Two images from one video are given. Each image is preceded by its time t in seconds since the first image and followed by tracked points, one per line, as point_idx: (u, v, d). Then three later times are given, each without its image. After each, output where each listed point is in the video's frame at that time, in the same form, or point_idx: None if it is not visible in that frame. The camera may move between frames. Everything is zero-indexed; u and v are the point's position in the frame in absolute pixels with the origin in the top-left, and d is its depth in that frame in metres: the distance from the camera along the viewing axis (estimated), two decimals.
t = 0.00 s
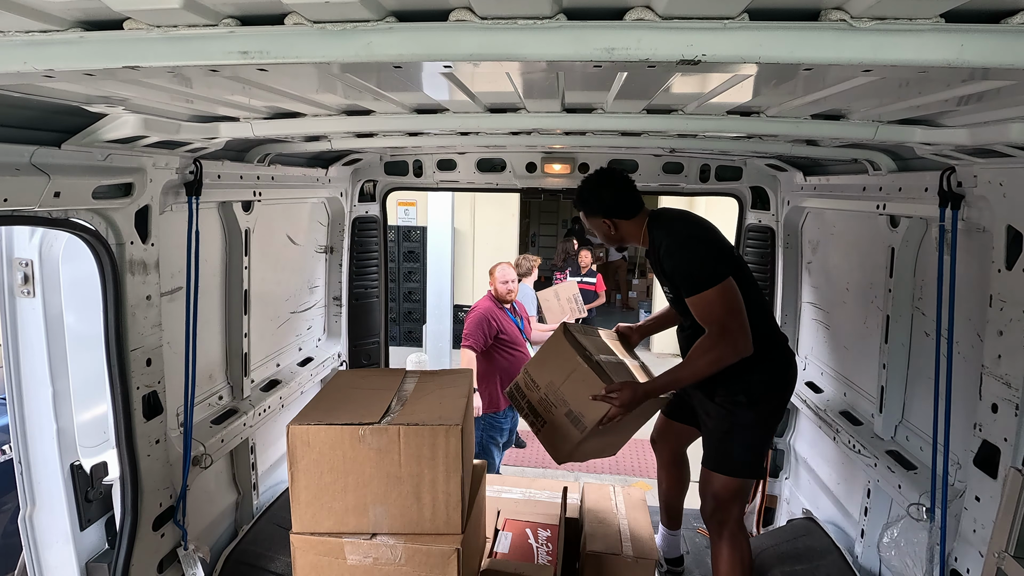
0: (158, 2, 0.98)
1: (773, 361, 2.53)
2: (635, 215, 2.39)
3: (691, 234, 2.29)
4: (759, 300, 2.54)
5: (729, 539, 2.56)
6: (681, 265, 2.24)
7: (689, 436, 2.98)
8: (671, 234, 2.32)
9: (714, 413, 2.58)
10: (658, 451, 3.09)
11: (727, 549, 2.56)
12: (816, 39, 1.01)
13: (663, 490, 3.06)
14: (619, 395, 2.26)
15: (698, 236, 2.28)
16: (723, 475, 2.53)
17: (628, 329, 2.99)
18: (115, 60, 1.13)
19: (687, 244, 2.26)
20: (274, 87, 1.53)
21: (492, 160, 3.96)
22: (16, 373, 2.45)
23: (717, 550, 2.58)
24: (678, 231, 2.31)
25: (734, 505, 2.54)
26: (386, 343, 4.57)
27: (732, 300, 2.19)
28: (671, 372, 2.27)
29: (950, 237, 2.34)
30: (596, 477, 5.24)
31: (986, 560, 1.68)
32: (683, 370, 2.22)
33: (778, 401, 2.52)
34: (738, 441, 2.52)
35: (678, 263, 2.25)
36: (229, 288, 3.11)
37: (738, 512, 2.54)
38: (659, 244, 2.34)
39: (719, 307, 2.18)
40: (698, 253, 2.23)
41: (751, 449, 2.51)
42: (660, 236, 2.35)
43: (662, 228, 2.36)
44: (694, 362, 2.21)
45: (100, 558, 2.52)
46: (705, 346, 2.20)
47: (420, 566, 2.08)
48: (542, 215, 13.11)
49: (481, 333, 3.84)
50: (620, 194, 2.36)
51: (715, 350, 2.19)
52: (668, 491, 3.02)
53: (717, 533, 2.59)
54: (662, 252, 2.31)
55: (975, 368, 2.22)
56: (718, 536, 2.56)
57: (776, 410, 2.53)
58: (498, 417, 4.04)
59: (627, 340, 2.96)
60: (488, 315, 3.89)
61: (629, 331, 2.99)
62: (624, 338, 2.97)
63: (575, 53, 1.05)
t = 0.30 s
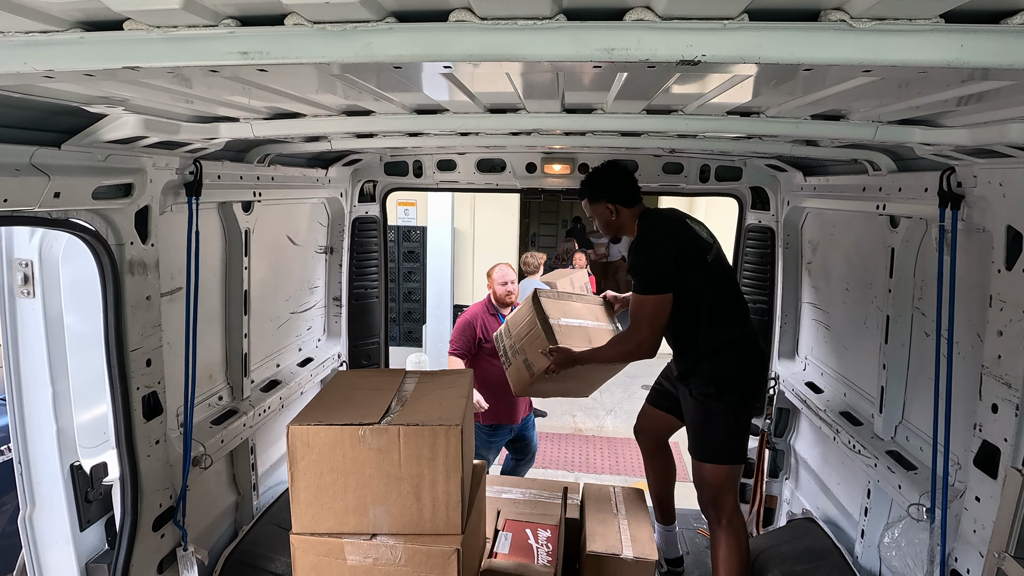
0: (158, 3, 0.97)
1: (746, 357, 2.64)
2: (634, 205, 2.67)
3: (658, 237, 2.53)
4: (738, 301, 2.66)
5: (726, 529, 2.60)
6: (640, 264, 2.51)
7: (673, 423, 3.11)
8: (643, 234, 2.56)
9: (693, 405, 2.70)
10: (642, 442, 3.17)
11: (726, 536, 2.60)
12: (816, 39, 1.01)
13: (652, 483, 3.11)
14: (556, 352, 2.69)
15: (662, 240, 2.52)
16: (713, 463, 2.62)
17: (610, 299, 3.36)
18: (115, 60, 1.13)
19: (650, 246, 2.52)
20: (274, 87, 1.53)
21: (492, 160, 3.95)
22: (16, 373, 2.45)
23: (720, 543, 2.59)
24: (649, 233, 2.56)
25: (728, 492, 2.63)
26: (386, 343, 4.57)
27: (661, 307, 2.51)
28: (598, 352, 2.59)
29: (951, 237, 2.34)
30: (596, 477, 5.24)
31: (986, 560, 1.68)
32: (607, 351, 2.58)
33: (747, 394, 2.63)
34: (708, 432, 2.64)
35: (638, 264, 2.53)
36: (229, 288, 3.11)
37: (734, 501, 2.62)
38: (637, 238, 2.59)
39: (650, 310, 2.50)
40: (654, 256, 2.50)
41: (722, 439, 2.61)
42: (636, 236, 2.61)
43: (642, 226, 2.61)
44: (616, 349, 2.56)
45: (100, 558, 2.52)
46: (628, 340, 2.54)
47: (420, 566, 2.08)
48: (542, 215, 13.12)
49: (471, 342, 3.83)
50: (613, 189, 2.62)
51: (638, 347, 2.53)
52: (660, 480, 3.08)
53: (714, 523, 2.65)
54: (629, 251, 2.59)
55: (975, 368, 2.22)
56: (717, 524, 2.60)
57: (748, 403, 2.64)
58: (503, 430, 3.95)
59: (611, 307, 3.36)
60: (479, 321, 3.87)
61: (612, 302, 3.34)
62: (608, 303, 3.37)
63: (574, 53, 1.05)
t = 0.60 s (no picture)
0: (158, 3, 0.97)
1: (731, 355, 2.66)
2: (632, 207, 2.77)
3: (641, 238, 2.58)
4: (723, 301, 2.68)
5: (715, 524, 2.57)
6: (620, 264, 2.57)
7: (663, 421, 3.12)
8: (628, 235, 2.62)
9: (678, 402, 2.72)
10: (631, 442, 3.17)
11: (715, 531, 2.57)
12: (816, 39, 1.01)
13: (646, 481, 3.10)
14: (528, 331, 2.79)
15: (645, 241, 2.57)
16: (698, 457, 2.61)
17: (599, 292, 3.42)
18: (115, 60, 1.13)
19: (630, 247, 2.57)
20: (274, 87, 1.53)
21: (492, 160, 3.95)
22: (15, 373, 2.44)
23: (710, 538, 2.56)
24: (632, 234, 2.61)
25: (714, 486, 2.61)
26: (386, 343, 4.57)
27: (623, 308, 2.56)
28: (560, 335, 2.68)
29: (951, 237, 2.34)
30: (596, 477, 5.24)
31: (986, 560, 1.68)
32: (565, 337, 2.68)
33: (729, 391, 2.62)
34: (689, 427, 2.64)
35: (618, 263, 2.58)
36: (229, 289, 3.11)
37: (720, 494, 2.60)
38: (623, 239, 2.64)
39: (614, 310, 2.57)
40: (634, 255, 2.55)
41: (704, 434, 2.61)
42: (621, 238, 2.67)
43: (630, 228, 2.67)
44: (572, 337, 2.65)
45: (100, 558, 2.52)
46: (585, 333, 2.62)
47: (420, 566, 2.08)
48: (543, 215, 13.12)
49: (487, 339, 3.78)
50: (608, 191, 2.68)
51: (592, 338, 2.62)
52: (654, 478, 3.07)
53: (703, 517, 2.62)
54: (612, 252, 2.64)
55: (975, 368, 2.21)
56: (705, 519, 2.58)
57: (732, 400, 2.63)
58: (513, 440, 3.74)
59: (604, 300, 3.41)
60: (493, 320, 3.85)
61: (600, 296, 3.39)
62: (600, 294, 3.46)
63: (574, 53, 1.05)
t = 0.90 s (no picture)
0: (158, 3, 0.97)
1: (732, 355, 2.65)
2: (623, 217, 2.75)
3: (632, 245, 2.58)
4: (720, 301, 2.68)
5: (719, 525, 2.59)
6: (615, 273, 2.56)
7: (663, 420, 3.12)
8: (620, 244, 2.61)
9: (681, 403, 2.72)
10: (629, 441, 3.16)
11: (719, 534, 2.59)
12: (816, 39, 1.01)
13: (646, 481, 3.11)
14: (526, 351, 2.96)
15: (637, 248, 2.57)
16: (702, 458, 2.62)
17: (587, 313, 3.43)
18: (115, 60, 1.13)
19: (624, 255, 2.57)
20: (274, 87, 1.53)
21: (492, 160, 3.95)
22: (15, 373, 2.44)
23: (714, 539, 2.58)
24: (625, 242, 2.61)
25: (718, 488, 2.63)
26: (386, 343, 4.57)
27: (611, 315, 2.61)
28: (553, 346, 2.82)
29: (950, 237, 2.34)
30: (596, 477, 5.24)
31: (985, 560, 1.68)
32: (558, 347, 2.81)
33: (732, 391, 2.62)
34: (694, 428, 2.65)
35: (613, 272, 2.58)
36: (229, 289, 3.11)
37: (723, 495, 2.62)
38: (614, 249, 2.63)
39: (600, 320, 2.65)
40: (627, 263, 2.55)
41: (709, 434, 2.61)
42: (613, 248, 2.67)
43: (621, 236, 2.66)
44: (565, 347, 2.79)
45: (100, 558, 2.52)
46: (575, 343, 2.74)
47: (420, 566, 2.08)
48: (543, 215, 13.14)
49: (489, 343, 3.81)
50: (596, 203, 2.66)
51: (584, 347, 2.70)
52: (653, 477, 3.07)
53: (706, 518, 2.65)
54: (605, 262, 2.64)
55: (975, 368, 2.21)
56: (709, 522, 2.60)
57: (733, 401, 2.62)
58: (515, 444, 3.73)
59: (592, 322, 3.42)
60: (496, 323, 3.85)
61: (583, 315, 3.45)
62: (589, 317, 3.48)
63: (574, 53, 1.05)
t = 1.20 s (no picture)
0: (158, 3, 0.97)
1: (737, 357, 2.66)
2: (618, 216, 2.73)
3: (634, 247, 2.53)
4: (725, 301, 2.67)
5: (725, 529, 2.60)
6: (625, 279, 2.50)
7: (664, 422, 3.15)
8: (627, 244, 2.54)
9: (689, 406, 2.72)
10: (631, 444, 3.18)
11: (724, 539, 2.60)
12: (816, 39, 1.01)
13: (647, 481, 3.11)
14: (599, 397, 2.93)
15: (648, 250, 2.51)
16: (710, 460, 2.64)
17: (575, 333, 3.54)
18: (114, 60, 1.13)
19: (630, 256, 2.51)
20: (274, 87, 1.53)
21: (492, 160, 3.95)
22: (16, 374, 2.45)
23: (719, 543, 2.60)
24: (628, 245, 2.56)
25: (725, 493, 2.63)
26: (386, 343, 4.57)
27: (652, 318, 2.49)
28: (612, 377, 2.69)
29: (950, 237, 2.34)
30: (596, 478, 5.24)
31: (985, 560, 1.68)
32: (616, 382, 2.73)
33: (738, 393, 2.64)
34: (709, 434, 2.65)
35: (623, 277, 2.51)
36: (229, 289, 3.11)
37: (731, 499, 2.63)
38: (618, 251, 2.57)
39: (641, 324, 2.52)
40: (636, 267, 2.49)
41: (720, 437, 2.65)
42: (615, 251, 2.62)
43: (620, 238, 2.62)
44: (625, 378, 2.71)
45: (100, 558, 2.52)
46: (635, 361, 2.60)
47: (420, 566, 2.08)
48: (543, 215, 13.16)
49: (477, 352, 3.78)
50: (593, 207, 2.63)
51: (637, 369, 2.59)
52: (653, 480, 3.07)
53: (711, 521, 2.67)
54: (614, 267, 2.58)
55: (975, 367, 2.21)
56: (716, 527, 2.61)
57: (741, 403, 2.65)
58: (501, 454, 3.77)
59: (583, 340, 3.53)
60: (481, 333, 3.80)
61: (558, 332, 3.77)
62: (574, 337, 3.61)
63: (574, 53, 1.05)
